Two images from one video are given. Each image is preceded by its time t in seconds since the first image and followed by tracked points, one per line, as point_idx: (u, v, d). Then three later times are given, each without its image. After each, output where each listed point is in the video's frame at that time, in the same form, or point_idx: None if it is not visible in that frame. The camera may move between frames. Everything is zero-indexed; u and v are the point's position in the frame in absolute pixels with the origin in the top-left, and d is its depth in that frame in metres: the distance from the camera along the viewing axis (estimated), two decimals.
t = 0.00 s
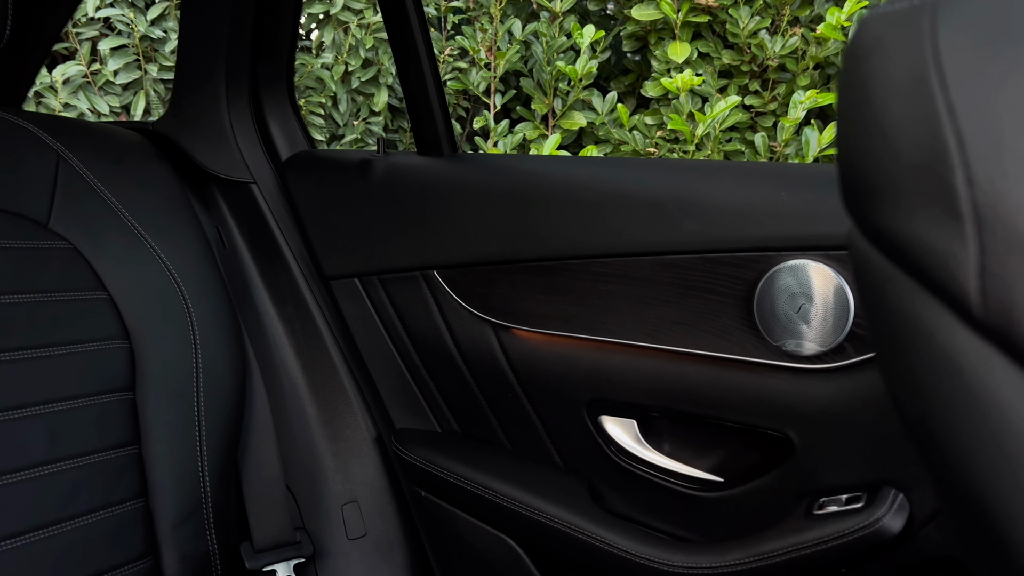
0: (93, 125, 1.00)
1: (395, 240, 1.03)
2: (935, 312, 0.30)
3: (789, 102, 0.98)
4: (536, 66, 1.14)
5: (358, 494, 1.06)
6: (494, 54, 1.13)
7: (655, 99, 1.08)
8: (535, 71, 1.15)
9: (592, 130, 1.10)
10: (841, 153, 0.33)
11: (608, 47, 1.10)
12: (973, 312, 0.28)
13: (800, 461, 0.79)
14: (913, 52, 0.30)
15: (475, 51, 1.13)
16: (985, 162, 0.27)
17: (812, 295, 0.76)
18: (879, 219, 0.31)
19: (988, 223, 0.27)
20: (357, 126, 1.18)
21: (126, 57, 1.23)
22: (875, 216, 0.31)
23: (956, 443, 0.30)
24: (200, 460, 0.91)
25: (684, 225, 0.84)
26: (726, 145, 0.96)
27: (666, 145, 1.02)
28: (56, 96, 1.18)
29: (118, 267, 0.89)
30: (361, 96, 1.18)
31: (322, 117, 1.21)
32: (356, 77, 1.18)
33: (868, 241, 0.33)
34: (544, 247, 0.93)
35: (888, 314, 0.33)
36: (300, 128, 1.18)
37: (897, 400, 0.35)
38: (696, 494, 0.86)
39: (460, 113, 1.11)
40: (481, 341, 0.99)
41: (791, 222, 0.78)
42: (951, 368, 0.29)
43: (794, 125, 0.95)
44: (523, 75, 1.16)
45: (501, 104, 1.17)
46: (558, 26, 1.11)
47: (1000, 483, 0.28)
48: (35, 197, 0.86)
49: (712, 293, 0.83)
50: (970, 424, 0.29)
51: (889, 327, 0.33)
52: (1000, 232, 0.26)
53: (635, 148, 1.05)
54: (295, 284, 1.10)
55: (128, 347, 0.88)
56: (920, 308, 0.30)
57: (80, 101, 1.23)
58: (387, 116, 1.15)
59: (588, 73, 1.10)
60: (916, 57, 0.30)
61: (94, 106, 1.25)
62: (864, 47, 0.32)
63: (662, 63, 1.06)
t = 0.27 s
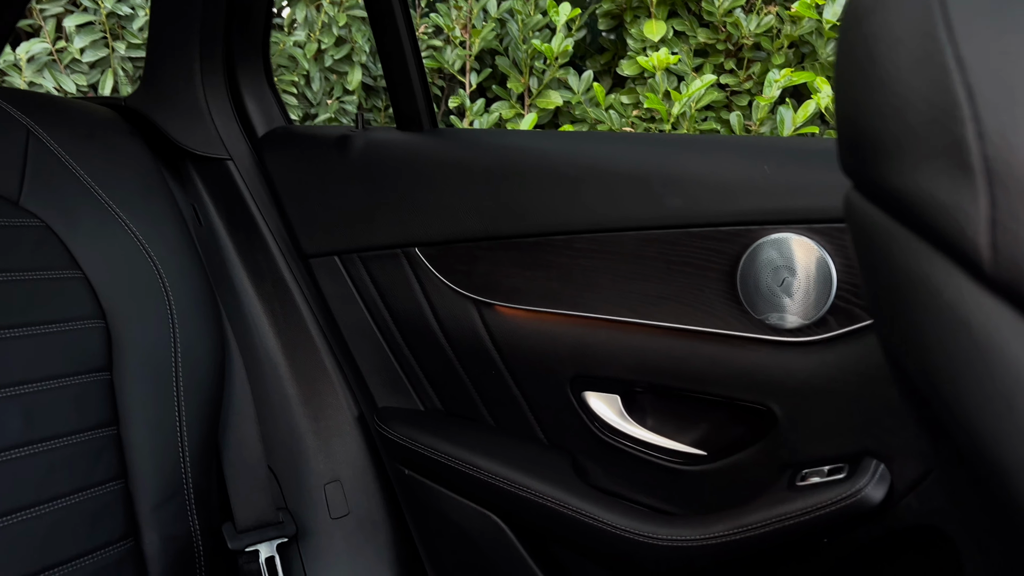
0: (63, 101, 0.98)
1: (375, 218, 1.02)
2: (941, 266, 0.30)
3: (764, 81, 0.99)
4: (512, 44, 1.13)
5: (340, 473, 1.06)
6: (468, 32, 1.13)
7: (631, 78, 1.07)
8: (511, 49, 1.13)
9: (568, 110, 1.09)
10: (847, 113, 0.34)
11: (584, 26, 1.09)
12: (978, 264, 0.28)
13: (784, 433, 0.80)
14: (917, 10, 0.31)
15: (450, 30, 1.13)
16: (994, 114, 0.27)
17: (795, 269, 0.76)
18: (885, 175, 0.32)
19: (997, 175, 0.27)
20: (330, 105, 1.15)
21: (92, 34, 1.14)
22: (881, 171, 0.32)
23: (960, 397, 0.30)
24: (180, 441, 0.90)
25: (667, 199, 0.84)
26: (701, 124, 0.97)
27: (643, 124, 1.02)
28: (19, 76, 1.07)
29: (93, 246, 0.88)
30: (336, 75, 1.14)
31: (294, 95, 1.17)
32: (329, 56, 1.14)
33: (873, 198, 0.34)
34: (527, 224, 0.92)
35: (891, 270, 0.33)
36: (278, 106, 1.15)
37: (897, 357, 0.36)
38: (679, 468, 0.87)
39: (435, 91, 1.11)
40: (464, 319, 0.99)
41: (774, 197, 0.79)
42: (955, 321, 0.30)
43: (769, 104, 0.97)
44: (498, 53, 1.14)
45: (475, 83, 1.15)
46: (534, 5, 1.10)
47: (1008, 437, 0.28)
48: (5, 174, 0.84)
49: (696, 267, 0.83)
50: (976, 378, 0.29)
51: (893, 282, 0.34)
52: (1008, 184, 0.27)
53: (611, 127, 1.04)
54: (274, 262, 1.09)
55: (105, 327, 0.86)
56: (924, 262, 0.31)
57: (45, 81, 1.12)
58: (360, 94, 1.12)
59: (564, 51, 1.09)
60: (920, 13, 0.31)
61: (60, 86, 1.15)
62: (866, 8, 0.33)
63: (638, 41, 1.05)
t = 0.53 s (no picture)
0: (37, 78, 0.96)
1: (358, 197, 1.00)
2: (941, 233, 0.28)
3: (744, 61, 1.01)
4: (492, 24, 1.12)
5: (325, 455, 1.05)
6: (448, 12, 1.11)
7: (610, 58, 1.07)
8: (491, 29, 1.12)
9: (549, 90, 1.08)
10: (838, 80, 0.33)
11: (563, 6, 1.08)
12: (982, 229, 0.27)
13: (768, 410, 0.80)
14: None
15: (429, 8, 1.10)
16: (1000, 73, 0.26)
17: (780, 246, 0.77)
18: (879, 139, 0.30)
19: (1001, 138, 0.26)
20: (309, 87, 1.15)
21: (63, 13, 1.08)
22: (875, 136, 0.30)
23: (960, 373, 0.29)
24: (161, 423, 0.89)
25: (653, 177, 0.84)
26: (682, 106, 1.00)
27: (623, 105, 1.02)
28: None
29: (70, 226, 0.87)
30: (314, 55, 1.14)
31: (270, 76, 1.16)
32: (306, 35, 1.14)
33: (866, 165, 0.32)
34: (511, 203, 0.91)
35: (885, 239, 0.32)
36: (255, 82, 1.13)
37: (890, 334, 0.35)
38: (665, 445, 0.87)
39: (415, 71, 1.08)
40: (449, 298, 0.98)
41: (759, 174, 0.79)
42: (955, 292, 0.28)
43: (748, 85, 1.00)
44: (478, 33, 1.13)
45: (456, 63, 1.13)
46: None
47: (1011, 411, 0.27)
48: None
49: (680, 245, 0.83)
50: (977, 352, 0.28)
51: (888, 253, 0.32)
52: (1014, 144, 0.25)
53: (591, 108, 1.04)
54: (255, 243, 1.07)
55: (82, 309, 0.85)
56: (922, 229, 0.29)
57: (12, 61, 1.07)
58: (338, 75, 1.12)
59: (545, 31, 1.08)
60: None
61: (30, 66, 1.09)
62: None
63: (618, 21, 1.06)
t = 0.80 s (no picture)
0: (14, 60, 0.94)
1: (342, 181, 1.00)
2: (929, 211, 0.28)
3: (727, 44, 1.00)
4: (475, 7, 1.12)
5: (310, 440, 1.05)
6: None
7: (594, 41, 1.07)
8: (474, 12, 1.12)
9: (532, 74, 1.08)
10: (826, 60, 0.33)
11: None
12: (970, 205, 0.26)
13: (752, 391, 0.81)
14: None
15: None
16: (989, 52, 0.26)
17: (765, 228, 0.77)
18: (868, 117, 0.30)
19: (991, 114, 0.26)
20: (290, 70, 1.13)
21: None
22: (865, 113, 0.30)
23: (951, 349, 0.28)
24: (146, 408, 0.89)
25: (639, 159, 0.84)
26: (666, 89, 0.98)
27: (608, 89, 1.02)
28: None
29: (50, 211, 0.86)
30: (294, 37, 1.12)
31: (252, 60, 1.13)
32: (288, 18, 1.12)
33: (855, 144, 0.32)
34: (497, 186, 0.91)
35: (872, 218, 0.31)
36: (238, 66, 1.10)
37: (875, 315, 0.35)
38: (650, 427, 0.88)
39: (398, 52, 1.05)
40: (435, 282, 0.98)
41: (745, 156, 0.79)
42: (942, 269, 0.28)
43: (732, 69, 0.97)
44: (462, 17, 1.13)
45: (439, 47, 1.12)
46: None
47: (999, 385, 0.27)
48: None
49: (666, 228, 0.83)
50: (965, 326, 0.28)
51: (874, 232, 0.32)
52: (1004, 120, 0.25)
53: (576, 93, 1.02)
54: (238, 227, 1.06)
55: (63, 294, 0.84)
56: (909, 206, 0.29)
57: None
58: (321, 58, 1.10)
59: (528, 14, 1.09)
60: None
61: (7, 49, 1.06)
62: None
63: (602, 4, 1.06)
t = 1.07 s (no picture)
0: None
1: (330, 167, 0.99)
2: (925, 198, 0.26)
3: (716, 31, 1.01)
4: None
5: (300, 428, 1.05)
6: None
7: (583, 29, 1.09)
8: None
9: (520, 60, 1.08)
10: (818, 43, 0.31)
11: None
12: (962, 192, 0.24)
13: (741, 377, 0.81)
14: None
15: None
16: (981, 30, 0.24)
17: (754, 215, 0.77)
18: (859, 100, 0.28)
19: (983, 95, 0.24)
20: (277, 57, 1.13)
21: None
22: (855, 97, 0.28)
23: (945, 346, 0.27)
24: (134, 397, 0.88)
25: (629, 146, 0.84)
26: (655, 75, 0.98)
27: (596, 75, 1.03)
28: None
29: (36, 198, 0.85)
30: (282, 24, 1.13)
31: (237, 46, 1.12)
32: (275, 4, 1.13)
33: (848, 128, 0.30)
34: (487, 173, 0.91)
35: (863, 208, 0.29)
36: (224, 51, 1.10)
37: (874, 306, 0.33)
38: (638, 414, 0.88)
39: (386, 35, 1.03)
40: (424, 270, 0.97)
41: (734, 142, 0.79)
42: (935, 258, 0.26)
43: (721, 56, 0.98)
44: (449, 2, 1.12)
45: (426, 33, 1.10)
46: None
47: (998, 383, 0.25)
48: None
49: (656, 215, 0.83)
50: (960, 322, 0.26)
51: (867, 220, 0.30)
52: (996, 104, 0.23)
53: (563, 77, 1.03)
54: (225, 214, 1.06)
55: (49, 282, 0.83)
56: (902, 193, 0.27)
57: None
58: (308, 44, 1.11)
59: None
60: None
61: None
62: None
63: None
